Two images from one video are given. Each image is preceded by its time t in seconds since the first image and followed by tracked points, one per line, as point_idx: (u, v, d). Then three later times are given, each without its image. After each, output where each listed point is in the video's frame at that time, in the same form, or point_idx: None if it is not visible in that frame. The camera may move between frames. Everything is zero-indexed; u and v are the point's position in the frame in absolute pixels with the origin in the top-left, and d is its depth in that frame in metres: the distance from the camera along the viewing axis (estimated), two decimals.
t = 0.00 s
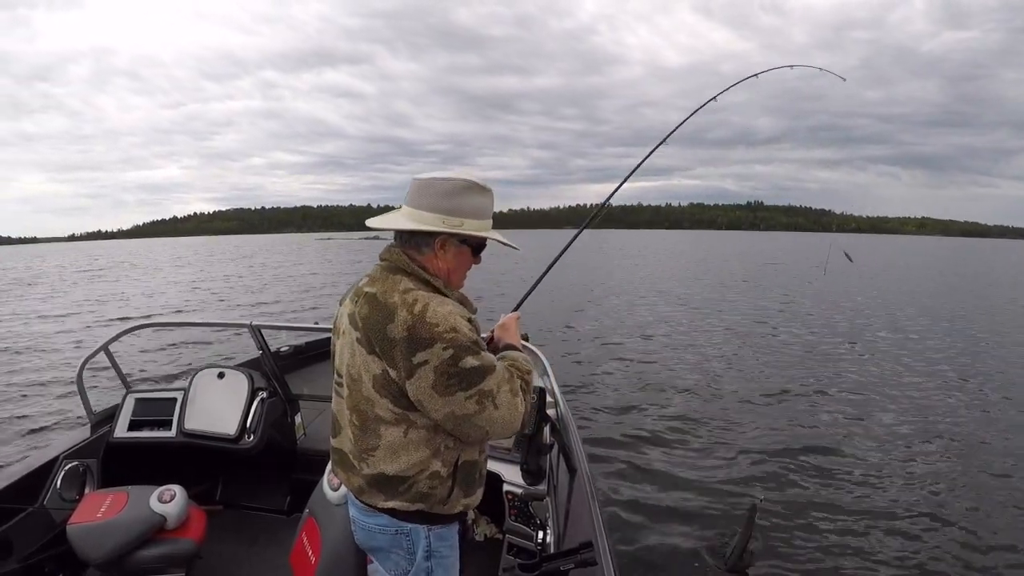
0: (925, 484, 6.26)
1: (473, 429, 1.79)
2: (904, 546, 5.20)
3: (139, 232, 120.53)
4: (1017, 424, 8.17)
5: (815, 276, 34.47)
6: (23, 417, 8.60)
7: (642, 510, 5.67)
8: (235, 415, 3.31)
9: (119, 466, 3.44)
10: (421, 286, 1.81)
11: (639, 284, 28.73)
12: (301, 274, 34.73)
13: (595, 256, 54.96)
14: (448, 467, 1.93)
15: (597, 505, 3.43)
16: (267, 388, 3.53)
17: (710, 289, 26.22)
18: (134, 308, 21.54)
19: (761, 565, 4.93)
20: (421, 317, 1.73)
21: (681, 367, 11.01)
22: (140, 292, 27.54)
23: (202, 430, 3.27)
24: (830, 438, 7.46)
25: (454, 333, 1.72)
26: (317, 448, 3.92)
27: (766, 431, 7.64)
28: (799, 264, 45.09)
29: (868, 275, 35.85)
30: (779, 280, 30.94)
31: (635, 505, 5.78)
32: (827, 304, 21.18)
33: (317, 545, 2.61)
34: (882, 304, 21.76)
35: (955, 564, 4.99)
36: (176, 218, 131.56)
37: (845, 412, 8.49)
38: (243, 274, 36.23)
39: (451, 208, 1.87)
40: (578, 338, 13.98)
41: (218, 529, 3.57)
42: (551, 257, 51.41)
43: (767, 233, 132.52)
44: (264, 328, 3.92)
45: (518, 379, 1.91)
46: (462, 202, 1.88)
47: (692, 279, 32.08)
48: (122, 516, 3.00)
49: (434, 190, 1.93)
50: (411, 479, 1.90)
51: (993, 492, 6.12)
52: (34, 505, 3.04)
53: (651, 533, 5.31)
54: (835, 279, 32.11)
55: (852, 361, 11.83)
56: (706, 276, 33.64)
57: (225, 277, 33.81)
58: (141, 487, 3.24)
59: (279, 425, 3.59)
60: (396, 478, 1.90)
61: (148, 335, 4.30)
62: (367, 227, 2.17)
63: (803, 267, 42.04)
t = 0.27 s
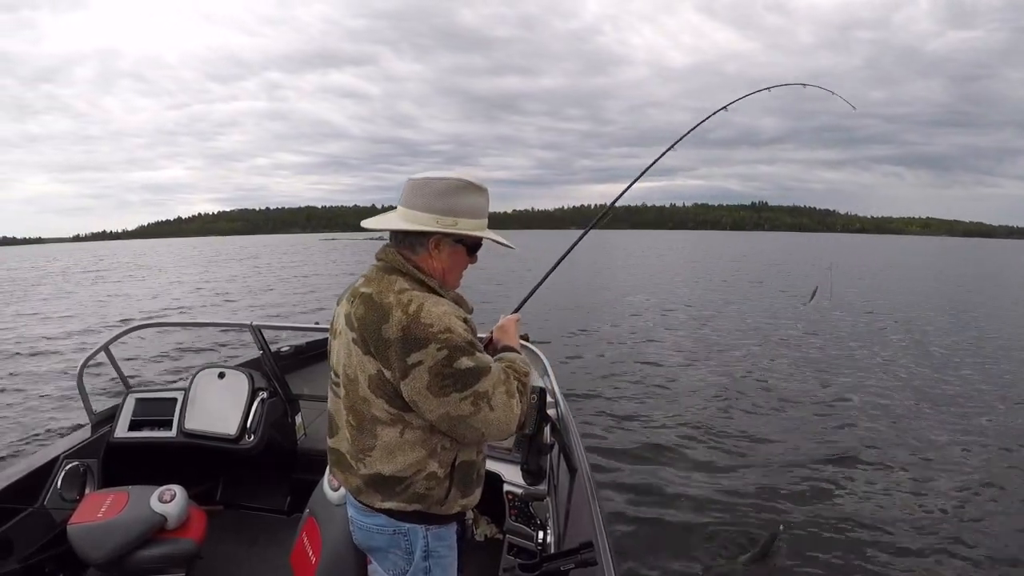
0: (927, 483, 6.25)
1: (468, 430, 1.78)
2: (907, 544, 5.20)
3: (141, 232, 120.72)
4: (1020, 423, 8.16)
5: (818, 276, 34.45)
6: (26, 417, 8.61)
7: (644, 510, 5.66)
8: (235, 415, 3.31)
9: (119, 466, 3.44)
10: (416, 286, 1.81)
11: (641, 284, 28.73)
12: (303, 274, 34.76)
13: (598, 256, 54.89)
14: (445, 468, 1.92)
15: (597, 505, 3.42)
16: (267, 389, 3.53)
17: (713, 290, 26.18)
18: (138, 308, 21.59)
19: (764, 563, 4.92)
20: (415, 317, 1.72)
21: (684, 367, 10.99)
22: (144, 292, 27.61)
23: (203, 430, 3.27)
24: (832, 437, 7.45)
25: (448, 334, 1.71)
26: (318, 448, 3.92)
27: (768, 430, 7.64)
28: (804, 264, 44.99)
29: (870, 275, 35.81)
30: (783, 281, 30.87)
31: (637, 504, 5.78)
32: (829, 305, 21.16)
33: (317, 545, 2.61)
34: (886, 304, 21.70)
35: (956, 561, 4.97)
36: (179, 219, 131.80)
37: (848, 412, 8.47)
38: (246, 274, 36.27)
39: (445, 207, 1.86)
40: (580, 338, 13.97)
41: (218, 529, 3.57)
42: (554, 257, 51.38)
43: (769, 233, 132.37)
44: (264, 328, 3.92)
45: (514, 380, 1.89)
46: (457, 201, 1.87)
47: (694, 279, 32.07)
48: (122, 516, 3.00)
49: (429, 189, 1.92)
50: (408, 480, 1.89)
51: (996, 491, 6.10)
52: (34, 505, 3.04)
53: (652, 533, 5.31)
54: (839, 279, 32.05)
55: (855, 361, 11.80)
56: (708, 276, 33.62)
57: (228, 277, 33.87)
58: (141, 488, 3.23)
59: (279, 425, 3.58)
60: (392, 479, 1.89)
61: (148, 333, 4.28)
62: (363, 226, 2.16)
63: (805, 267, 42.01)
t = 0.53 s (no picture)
0: (930, 484, 6.22)
1: (467, 431, 1.77)
2: (909, 544, 5.17)
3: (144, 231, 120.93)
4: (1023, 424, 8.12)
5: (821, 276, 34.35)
6: (29, 415, 8.63)
7: (645, 510, 5.64)
8: (235, 414, 3.30)
9: (119, 465, 3.44)
10: (417, 287, 1.80)
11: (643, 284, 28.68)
12: (307, 273, 34.78)
13: (602, 256, 54.79)
14: (444, 469, 1.91)
15: (597, 506, 3.40)
16: (267, 388, 3.53)
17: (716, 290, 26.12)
18: (141, 307, 21.62)
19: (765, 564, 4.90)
20: (415, 318, 1.71)
21: (686, 368, 10.95)
22: (148, 291, 27.67)
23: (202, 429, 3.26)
24: (834, 438, 7.42)
25: (448, 334, 1.70)
26: (318, 447, 3.91)
27: (770, 431, 7.61)
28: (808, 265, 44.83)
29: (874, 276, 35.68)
30: (787, 281, 30.75)
31: (638, 504, 5.76)
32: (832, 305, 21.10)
33: (317, 544, 2.60)
34: (891, 305, 21.60)
35: (959, 562, 4.94)
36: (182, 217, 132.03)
37: (851, 413, 8.42)
38: (250, 273, 36.33)
39: (445, 207, 1.85)
40: (581, 338, 13.95)
41: (218, 529, 3.57)
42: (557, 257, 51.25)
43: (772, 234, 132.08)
44: (264, 327, 3.92)
45: (514, 381, 1.88)
46: (457, 200, 1.86)
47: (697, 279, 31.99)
48: (122, 515, 3.00)
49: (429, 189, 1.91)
50: (407, 480, 1.88)
51: (1000, 493, 6.05)
52: (34, 504, 3.04)
53: (654, 533, 5.28)
54: (843, 280, 31.91)
55: (859, 362, 11.75)
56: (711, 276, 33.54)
57: (231, 276, 33.88)
58: (141, 487, 3.23)
59: (279, 425, 3.58)
60: (392, 479, 1.88)
61: (148, 333, 4.27)
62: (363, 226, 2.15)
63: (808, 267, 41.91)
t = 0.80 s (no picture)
0: (931, 484, 6.22)
1: (461, 436, 1.77)
2: (910, 545, 5.17)
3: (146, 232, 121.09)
4: None
5: (823, 276, 34.30)
6: (31, 416, 8.64)
7: (646, 510, 5.64)
8: (235, 415, 3.31)
9: (119, 466, 3.44)
10: (411, 290, 1.79)
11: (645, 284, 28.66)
12: (309, 274, 34.79)
13: (604, 256, 54.72)
14: (440, 472, 1.91)
15: (597, 506, 3.40)
16: (267, 388, 3.53)
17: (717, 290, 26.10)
18: (143, 308, 21.65)
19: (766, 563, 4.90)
20: (409, 323, 1.71)
21: (688, 368, 10.93)
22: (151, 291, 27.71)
23: (202, 430, 3.26)
24: (835, 438, 7.42)
25: (442, 340, 1.70)
26: (317, 448, 3.92)
27: (773, 432, 7.60)
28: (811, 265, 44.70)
29: (875, 275, 35.63)
30: (790, 281, 30.67)
31: (638, 504, 5.76)
32: (834, 305, 21.07)
33: (317, 543, 2.60)
34: (893, 305, 21.57)
35: (959, 563, 4.94)
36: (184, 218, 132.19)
37: (853, 412, 8.42)
38: (252, 273, 36.36)
39: (438, 210, 1.85)
40: (582, 338, 13.94)
41: (218, 529, 3.56)
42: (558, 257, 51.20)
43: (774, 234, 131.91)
44: (264, 328, 3.93)
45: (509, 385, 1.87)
46: (450, 201, 1.86)
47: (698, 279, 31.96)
48: (121, 515, 3.00)
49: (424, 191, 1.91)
50: (403, 484, 1.88)
51: (1002, 493, 6.04)
52: (34, 505, 3.05)
53: (655, 532, 5.29)
54: (846, 279, 31.83)
55: (861, 362, 11.72)
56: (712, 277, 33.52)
57: (233, 277, 33.89)
58: (141, 488, 3.23)
59: (279, 426, 3.59)
60: (388, 483, 1.88)
61: (148, 334, 4.27)
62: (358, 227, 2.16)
63: (809, 267, 41.88)
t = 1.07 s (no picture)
0: (932, 483, 6.22)
1: (450, 440, 1.75)
2: (911, 544, 5.17)
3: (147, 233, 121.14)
4: None
5: (824, 275, 34.24)
6: (35, 417, 8.64)
7: (647, 510, 5.64)
8: (234, 415, 3.31)
9: (119, 467, 3.44)
10: (399, 294, 1.79)
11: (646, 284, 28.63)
12: (311, 274, 34.80)
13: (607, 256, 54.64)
14: (431, 475, 1.90)
15: (597, 506, 3.40)
16: (267, 389, 3.53)
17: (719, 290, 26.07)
18: (146, 308, 21.68)
19: (767, 563, 4.90)
20: (395, 327, 1.70)
21: (690, 368, 10.91)
22: (153, 292, 27.73)
23: (202, 430, 3.27)
24: (836, 437, 7.41)
25: (428, 344, 1.68)
26: (318, 448, 3.92)
27: (774, 431, 7.59)
28: (815, 264, 44.55)
29: (877, 275, 35.57)
30: (793, 281, 30.59)
31: (639, 504, 5.76)
32: (836, 304, 21.04)
33: (317, 543, 2.60)
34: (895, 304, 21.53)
35: (960, 562, 4.93)
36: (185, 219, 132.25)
37: (854, 412, 8.41)
38: (255, 274, 36.39)
39: (426, 212, 1.83)
40: (583, 339, 13.93)
41: (219, 529, 3.57)
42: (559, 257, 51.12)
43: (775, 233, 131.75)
44: (264, 328, 3.93)
45: (500, 389, 1.84)
46: (439, 203, 1.84)
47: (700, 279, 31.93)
48: (121, 516, 3.00)
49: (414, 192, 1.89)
50: (394, 487, 1.88)
51: (1005, 494, 6.03)
52: (34, 506, 3.05)
53: (656, 531, 5.29)
54: (850, 279, 31.73)
55: (864, 362, 11.69)
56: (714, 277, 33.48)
57: (234, 278, 33.89)
58: (141, 488, 3.23)
59: (279, 426, 3.59)
60: (380, 485, 1.88)
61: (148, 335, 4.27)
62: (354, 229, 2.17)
63: (811, 267, 41.79)
